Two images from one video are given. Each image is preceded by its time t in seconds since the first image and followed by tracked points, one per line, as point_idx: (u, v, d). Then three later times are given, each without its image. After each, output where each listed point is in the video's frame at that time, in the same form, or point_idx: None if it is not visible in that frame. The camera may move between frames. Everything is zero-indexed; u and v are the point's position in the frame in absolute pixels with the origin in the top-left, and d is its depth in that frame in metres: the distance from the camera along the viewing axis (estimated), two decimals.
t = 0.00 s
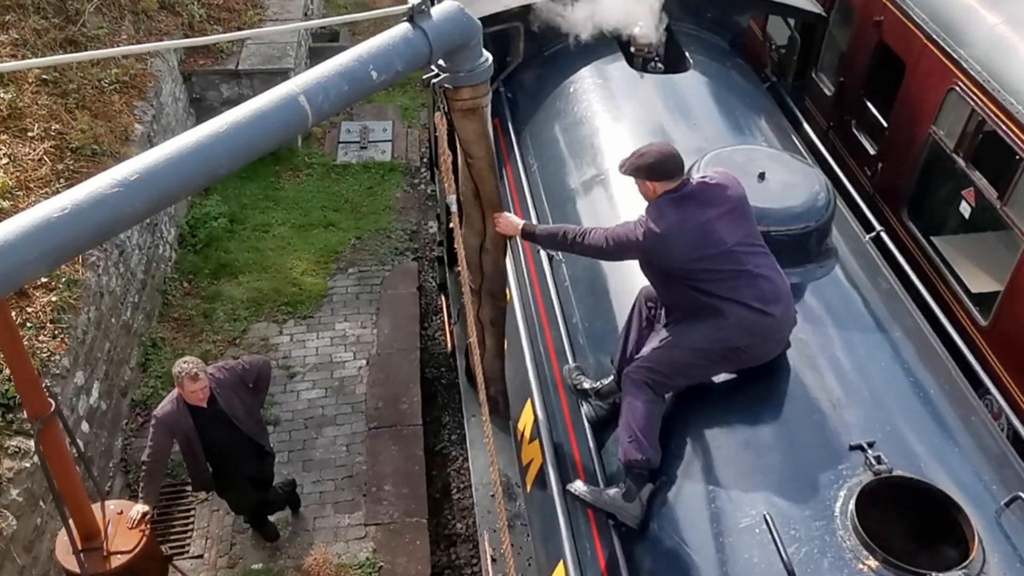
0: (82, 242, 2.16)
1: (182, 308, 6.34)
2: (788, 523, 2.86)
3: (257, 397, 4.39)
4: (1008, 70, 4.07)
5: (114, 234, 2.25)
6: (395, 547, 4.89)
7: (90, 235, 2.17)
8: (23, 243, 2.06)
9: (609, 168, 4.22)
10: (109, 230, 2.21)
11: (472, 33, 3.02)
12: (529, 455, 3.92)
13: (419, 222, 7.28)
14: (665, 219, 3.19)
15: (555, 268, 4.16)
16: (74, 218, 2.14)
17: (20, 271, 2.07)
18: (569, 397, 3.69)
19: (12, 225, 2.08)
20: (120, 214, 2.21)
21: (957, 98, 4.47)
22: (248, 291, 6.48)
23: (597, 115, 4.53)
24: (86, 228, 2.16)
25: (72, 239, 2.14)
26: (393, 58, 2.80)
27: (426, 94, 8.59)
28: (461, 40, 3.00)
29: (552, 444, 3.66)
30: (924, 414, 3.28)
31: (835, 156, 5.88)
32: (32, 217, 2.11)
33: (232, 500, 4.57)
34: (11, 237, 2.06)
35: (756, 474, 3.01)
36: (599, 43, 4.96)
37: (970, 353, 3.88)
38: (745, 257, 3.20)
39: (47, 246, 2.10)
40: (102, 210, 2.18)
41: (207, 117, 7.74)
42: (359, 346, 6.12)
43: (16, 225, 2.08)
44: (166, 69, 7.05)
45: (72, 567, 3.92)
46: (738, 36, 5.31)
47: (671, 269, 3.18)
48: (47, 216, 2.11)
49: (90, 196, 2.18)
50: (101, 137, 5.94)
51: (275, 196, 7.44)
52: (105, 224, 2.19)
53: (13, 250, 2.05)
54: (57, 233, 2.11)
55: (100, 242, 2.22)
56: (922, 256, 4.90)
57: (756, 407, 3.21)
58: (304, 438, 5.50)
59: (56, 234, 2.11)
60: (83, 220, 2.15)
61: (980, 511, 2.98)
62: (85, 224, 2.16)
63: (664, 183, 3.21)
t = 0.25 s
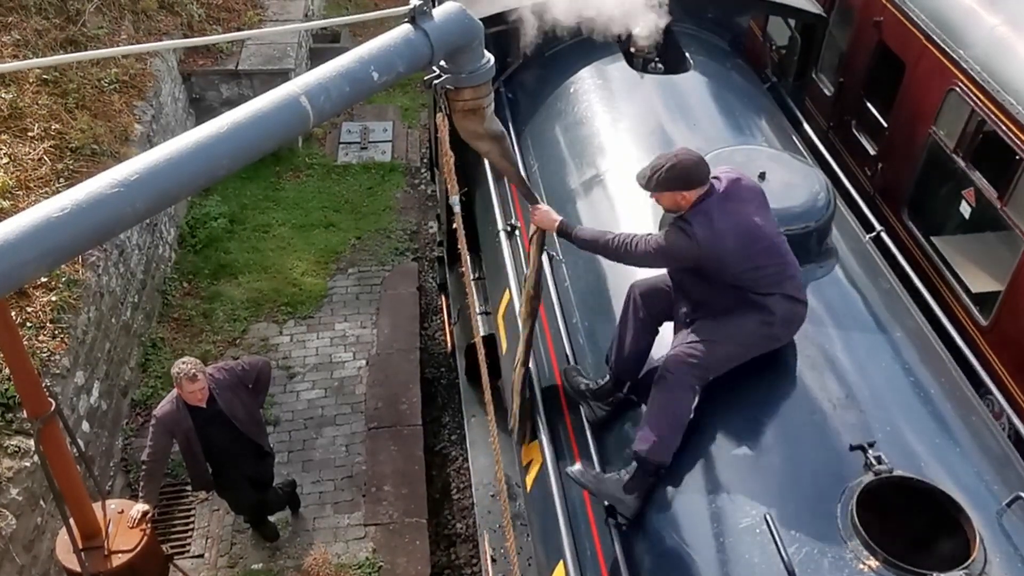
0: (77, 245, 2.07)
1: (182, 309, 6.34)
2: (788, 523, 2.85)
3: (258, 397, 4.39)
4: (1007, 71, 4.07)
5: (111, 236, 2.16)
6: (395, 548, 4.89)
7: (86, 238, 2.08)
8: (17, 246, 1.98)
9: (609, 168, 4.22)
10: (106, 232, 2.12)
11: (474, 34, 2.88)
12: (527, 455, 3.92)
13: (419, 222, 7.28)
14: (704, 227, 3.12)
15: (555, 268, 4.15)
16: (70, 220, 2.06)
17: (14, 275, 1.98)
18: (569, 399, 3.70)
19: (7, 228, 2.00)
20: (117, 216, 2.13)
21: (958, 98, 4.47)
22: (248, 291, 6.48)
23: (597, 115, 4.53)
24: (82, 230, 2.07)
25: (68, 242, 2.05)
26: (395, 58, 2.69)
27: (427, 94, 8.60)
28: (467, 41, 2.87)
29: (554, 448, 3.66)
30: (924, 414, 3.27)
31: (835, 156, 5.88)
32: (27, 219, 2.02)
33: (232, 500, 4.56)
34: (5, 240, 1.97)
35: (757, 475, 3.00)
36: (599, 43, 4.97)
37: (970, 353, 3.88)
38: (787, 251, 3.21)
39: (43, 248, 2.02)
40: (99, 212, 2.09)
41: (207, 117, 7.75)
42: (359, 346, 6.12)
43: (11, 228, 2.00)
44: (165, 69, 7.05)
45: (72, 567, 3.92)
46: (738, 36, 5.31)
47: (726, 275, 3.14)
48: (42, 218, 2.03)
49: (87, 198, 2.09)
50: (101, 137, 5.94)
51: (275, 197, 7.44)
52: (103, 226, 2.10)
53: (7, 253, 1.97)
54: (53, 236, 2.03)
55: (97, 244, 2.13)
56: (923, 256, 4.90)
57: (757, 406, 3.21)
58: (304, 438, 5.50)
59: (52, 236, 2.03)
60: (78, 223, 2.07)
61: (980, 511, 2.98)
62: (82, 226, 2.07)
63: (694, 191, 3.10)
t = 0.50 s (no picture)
0: (84, 247, 2.07)
1: (182, 309, 6.34)
2: (787, 523, 2.85)
3: (257, 397, 4.39)
4: (1008, 71, 4.07)
5: (117, 237, 2.16)
6: (395, 548, 4.89)
7: (93, 239, 2.08)
8: (24, 248, 1.98)
9: (609, 168, 4.21)
10: (113, 234, 2.12)
11: (481, 37, 2.87)
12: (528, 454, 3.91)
13: (419, 222, 7.28)
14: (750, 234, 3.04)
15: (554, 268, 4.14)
16: (78, 222, 2.05)
17: (19, 277, 1.98)
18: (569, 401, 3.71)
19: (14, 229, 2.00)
20: (124, 218, 2.12)
21: (958, 98, 4.46)
22: (248, 291, 6.49)
23: (597, 115, 4.53)
24: (89, 232, 2.07)
25: (75, 243, 2.05)
26: (402, 61, 2.70)
27: (426, 94, 8.61)
28: (474, 45, 2.88)
29: (555, 450, 3.65)
30: (924, 414, 3.28)
31: (836, 156, 5.88)
32: (34, 220, 2.02)
33: (231, 500, 4.56)
34: (12, 241, 1.97)
35: (757, 475, 3.00)
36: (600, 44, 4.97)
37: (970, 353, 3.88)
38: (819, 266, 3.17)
39: (49, 250, 2.01)
40: (106, 214, 2.09)
41: (207, 117, 7.74)
42: (358, 346, 6.12)
43: (17, 229, 2.00)
44: (166, 69, 7.05)
45: (72, 567, 3.92)
46: (738, 36, 5.31)
47: (764, 284, 3.09)
48: (49, 219, 2.03)
49: (94, 199, 2.09)
50: (100, 137, 5.94)
51: (275, 196, 7.44)
52: (110, 228, 2.10)
53: (14, 254, 1.96)
54: (60, 237, 2.03)
55: (103, 245, 2.13)
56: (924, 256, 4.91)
57: (757, 406, 3.21)
58: (304, 438, 5.50)
59: (59, 237, 2.02)
60: (85, 224, 2.06)
61: (981, 512, 2.98)
62: (89, 228, 2.07)
63: (747, 198, 3.02)
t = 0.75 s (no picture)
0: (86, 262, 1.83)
1: (182, 309, 6.34)
2: (787, 523, 2.86)
3: (258, 397, 4.41)
4: (1006, 72, 4.08)
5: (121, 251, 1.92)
6: (395, 548, 4.90)
7: (96, 253, 1.84)
8: (20, 263, 1.73)
9: (609, 168, 4.21)
10: (119, 247, 1.89)
11: (508, 47, 2.75)
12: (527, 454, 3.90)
13: (418, 222, 7.29)
14: (772, 242, 3.10)
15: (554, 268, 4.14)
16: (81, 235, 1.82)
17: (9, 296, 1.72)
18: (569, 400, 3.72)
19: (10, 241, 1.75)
20: (132, 231, 1.90)
21: (956, 99, 4.47)
22: (248, 292, 6.49)
23: (597, 115, 4.54)
24: (93, 246, 1.83)
25: (76, 258, 1.81)
26: (428, 70, 2.54)
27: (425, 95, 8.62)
28: (499, 54, 2.74)
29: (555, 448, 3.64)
30: (923, 414, 3.30)
31: (835, 157, 5.90)
32: (32, 232, 1.77)
33: (231, 500, 4.56)
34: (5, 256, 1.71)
35: (756, 474, 3.01)
36: (599, 44, 4.97)
37: (969, 353, 3.89)
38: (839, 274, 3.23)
39: (48, 266, 1.76)
40: (113, 226, 1.86)
41: (207, 118, 7.75)
42: (358, 346, 6.13)
43: (11, 241, 1.75)
44: (165, 69, 7.05)
45: (73, 567, 3.92)
46: (737, 37, 5.32)
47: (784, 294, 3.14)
48: (48, 230, 1.78)
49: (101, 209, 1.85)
50: (100, 137, 5.95)
51: (275, 196, 7.45)
52: (117, 242, 1.87)
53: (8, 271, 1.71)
54: (60, 250, 1.78)
55: (107, 260, 1.89)
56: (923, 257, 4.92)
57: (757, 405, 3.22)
58: (304, 438, 5.50)
59: (60, 251, 1.78)
60: (89, 237, 1.83)
61: (980, 512, 2.99)
62: (93, 242, 1.83)
63: (770, 206, 3.08)
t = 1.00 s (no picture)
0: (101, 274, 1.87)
1: (182, 309, 6.34)
2: (787, 523, 2.86)
3: (259, 398, 4.41)
4: (1006, 72, 4.08)
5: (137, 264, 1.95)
6: (394, 548, 4.90)
7: (111, 265, 1.88)
8: (33, 274, 1.77)
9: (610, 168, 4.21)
10: (135, 259, 1.92)
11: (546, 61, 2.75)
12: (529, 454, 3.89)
13: (418, 222, 7.29)
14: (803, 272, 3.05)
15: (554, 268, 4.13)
16: (96, 248, 1.85)
17: (21, 306, 1.77)
18: (569, 400, 3.69)
19: (27, 251, 1.80)
20: (148, 246, 1.93)
21: (956, 99, 4.47)
22: (248, 292, 6.49)
23: (597, 115, 4.54)
24: (108, 258, 1.87)
25: (90, 270, 1.85)
26: (461, 86, 2.54)
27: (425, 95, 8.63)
28: (535, 70, 2.73)
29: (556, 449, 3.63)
30: (923, 414, 3.30)
31: (835, 157, 5.90)
32: (48, 244, 1.82)
33: (231, 500, 4.56)
34: (20, 266, 1.77)
35: (755, 475, 3.01)
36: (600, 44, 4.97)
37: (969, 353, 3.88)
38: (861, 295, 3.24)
39: (61, 277, 1.81)
40: (129, 239, 1.90)
41: (207, 118, 7.75)
42: (358, 346, 6.13)
43: (33, 249, 1.80)
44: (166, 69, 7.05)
45: (72, 567, 3.92)
46: (738, 37, 5.32)
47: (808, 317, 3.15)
48: (64, 242, 1.83)
49: (118, 223, 1.89)
50: (101, 137, 5.95)
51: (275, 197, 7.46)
52: (132, 254, 1.91)
53: (21, 281, 1.75)
54: (74, 262, 1.82)
55: (122, 272, 1.93)
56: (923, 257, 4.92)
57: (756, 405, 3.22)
58: (304, 438, 5.50)
59: (71, 263, 1.82)
60: (104, 250, 1.86)
61: (980, 512, 2.99)
62: (108, 255, 1.87)
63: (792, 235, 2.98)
